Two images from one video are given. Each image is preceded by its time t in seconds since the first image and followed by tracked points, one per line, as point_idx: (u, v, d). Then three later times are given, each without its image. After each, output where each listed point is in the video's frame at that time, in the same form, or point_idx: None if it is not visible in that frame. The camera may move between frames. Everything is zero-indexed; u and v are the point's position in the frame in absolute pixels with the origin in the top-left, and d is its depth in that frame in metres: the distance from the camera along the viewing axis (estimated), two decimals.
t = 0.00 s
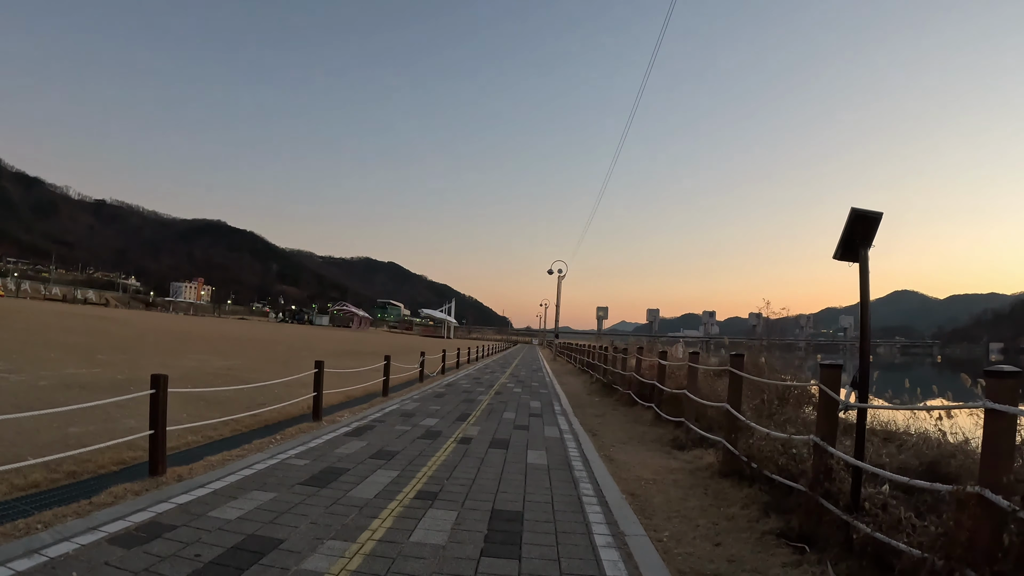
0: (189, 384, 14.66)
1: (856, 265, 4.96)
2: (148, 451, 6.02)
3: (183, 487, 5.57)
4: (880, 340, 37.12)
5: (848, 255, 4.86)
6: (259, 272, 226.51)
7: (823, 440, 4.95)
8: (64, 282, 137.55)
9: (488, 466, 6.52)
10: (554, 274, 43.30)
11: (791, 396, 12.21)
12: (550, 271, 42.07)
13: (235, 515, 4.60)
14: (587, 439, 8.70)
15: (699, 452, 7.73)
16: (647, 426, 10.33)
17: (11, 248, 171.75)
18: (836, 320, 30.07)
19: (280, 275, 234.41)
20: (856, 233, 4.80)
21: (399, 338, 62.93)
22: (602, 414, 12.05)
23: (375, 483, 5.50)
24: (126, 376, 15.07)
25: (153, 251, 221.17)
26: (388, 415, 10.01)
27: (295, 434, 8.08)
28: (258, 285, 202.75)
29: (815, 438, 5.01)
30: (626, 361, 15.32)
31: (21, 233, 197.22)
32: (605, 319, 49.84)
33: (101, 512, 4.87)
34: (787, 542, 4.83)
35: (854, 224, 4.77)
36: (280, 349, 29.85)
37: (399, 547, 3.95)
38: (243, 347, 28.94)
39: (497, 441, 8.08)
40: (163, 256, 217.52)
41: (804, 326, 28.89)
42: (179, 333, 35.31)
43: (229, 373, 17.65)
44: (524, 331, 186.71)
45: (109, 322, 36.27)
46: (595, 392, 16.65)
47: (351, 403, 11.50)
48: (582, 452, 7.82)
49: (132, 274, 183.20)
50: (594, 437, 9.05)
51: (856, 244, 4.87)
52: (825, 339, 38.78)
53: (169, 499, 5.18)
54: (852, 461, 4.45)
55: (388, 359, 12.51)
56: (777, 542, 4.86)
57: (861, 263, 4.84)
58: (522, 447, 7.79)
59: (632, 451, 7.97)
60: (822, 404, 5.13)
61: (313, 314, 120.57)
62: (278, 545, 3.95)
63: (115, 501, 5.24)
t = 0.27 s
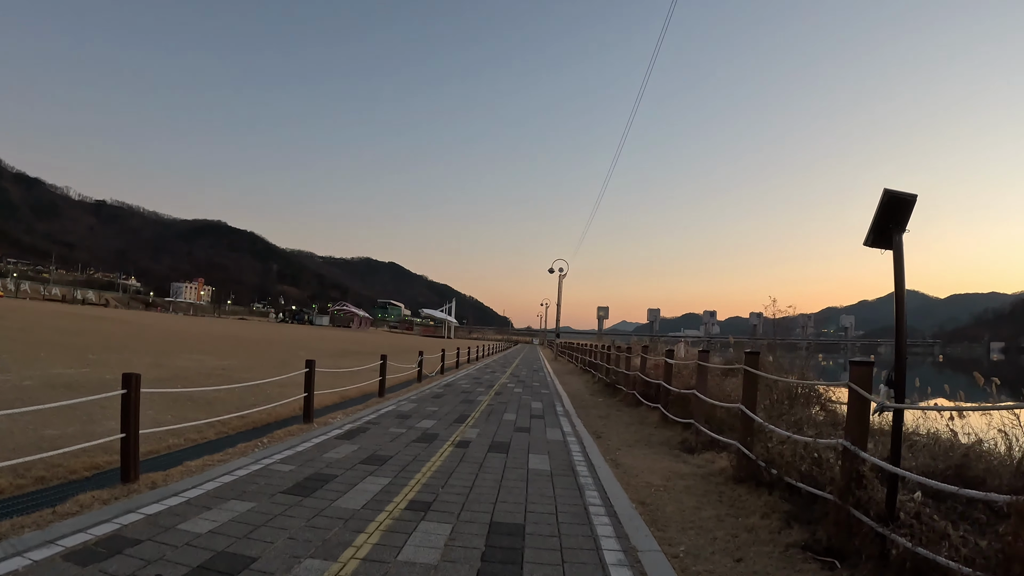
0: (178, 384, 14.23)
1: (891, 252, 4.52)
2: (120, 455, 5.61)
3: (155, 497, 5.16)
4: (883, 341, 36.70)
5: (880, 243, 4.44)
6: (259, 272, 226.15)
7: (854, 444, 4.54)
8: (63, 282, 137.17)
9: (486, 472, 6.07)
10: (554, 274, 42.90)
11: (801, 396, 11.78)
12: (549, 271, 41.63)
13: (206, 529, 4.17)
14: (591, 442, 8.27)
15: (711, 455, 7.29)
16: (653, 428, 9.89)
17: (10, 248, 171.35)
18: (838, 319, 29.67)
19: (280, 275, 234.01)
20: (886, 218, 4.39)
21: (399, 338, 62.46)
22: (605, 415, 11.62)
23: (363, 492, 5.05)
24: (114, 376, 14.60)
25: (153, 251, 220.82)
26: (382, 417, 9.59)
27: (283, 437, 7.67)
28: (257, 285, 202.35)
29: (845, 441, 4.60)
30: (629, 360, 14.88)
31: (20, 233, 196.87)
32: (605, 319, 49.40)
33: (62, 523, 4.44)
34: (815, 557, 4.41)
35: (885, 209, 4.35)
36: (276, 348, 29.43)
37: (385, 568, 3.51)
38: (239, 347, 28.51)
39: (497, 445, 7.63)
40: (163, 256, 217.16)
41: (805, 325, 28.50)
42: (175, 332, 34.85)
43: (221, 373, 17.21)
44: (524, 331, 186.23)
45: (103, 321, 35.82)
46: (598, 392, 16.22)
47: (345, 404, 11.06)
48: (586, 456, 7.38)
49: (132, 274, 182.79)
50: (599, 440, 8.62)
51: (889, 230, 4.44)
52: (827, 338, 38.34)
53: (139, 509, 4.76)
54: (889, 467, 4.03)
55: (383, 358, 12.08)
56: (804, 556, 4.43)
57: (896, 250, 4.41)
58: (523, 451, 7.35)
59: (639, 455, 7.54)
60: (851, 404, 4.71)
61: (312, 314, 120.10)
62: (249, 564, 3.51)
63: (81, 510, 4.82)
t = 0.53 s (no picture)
0: (169, 387, 13.84)
1: (936, 245, 4.12)
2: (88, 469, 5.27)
3: (122, 520, 4.74)
4: (886, 340, 36.19)
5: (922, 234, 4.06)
6: (259, 272, 225.86)
7: (893, 461, 4.09)
8: (63, 282, 136.93)
9: (484, 485, 5.63)
10: (555, 273, 42.58)
11: (811, 399, 11.32)
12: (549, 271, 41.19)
13: (168, 560, 3.73)
14: (595, 450, 7.83)
15: (725, 466, 6.83)
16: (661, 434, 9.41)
17: (10, 248, 171.04)
18: (839, 320, 29.28)
19: (280, 275, 233.70)
20: (933, 209, 3.96)
21: (398, 338, 62.08)
22: (610, 420, 11.15)
23: (349, 510, 4.62)
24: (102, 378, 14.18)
25: (154, 251, 220.65)
26: (377, 423, 9.15)
27: (269, 448, 7.23)
28: (258, 285, 202.26)
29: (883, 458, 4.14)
30: (633, 362, 14.41)
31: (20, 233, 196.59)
32: (606, 320, 48.94)
33: (13, 549, 4.03)
34: None
35: (932, 198, 3.93)
36: (273, 349, 29.05)
37: None
38: (236, 347, 28.13)
39: (497, 454, 7.19)
40: (163, 256, 216.93)
41: (807, 325, 28.10)
42: (172, 333, 34.45)
43: (215, 375, 16.83)
44: (524, 331, 185.66)
45: (99, 322, 35.46)
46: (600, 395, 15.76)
47: (338, 409, 10.62)
48: (592, 465, 6.94)
49: (132, 274, 182.54)
50: (605, 448, 8.16)
51: (934, 221, 4.03)
52: (829, 339, 37.82)
53: (99, 532, 4.35)
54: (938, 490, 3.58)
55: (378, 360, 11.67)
56: None
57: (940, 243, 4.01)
58: (524, 461, 6.90)
59: (648, 465, 7.08)
60: (889, 416, 4.24)
61: (312, 314, 119.76)
62: None
63: (38, 532, 4.42)
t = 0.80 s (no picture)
0: (157, 387, 13.47)
1: (982, 233, 3.71)
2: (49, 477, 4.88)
3: (80, 533, 4.32)
4: (887, 341, 35.80)
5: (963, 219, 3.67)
6: (259, 272, 225.50)
7: (932, 471, 3.70)
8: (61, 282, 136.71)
9: (478, 496, 5.20)
10: (554, 273, 42.25)
11: (819, 399, 10.91)
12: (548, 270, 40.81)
13: None
14: (598, 454, 7.43)
15: (737, 473, 6.41)
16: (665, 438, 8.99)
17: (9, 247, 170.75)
18: (840, 321, 28.91)
19: (280, 275, 233.32)
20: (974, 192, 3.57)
21: (397, 338, 61.71)
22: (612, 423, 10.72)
23: (329, 525, 4.24)
24: (89, 378, 13.82)
25: (153, 250, 220.36)
26: (368, 425, 8.73)
27: (251, 453, 6.81)
28: (258, 285, 201.89)
29: (923, 468, 3.74)
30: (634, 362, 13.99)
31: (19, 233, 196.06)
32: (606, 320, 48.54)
33: None
34: None
35: (973, 181, 3.55)
36: (268, 348, 28.67)
37: None
38: (230, 347, 27.74)
39: (494, 460, 6.76)
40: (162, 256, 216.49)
41: (806, 324, 27.76)
42: (168, 332, 34.12)
43: (206, 375, 16.44)
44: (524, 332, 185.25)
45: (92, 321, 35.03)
46: (600, 396, 15.34)
47: (328, 411, 10.23)
48: (594, 472, 6.51)
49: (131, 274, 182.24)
50: (607, 454, 7.73)
51: (976, 205, 3.64)
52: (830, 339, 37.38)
53: (54, 547, 3.97)
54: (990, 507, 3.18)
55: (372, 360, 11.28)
56: None
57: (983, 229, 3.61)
58: (522, 467, 6.51)
59: (654, 471, 6.67)
60: (925, 420, 3.85)
61: (311, 314, 119.38)
62: None
63: None
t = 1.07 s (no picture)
0: (143, 388, 13.07)
1: None
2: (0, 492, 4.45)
3: (24, 553, 3.83)
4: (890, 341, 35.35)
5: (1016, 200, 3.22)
6: (258, 272, 225.05)
7: (980, 489, 3.27)
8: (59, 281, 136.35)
9: (469, 512, 4.75)
10: (554, 272, 41.84)
11: (827, 402, 10.44)
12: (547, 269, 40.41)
13: None
14: (599, 462, 6.99)
15: (749, 484, 5.97)
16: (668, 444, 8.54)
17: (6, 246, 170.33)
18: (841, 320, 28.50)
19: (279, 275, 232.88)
20: None
21: (396, 338, 61.32)
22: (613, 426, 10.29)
23: (301, 547, 3.81)
24: (73, 379, 13.42)
25: (152, 250, 219.97)
26: (356, 431, 8.27)
27: (228, 461, 6.37)
28: (257, 284, 201.52)
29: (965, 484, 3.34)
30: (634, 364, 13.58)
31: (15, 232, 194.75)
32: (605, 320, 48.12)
33: None
34: None
35: None
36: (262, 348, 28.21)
37: None
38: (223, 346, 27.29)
39: (488, 469, 6.31)
40: (160, 255, 215.42)
41: (806, 325, 27.40)
42: (163, 332, 33.74)
43: (193, 375, 15.98)
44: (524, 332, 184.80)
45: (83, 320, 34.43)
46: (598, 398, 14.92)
47: (317, 414, 9.81)
48: (595, 482, 6.06)
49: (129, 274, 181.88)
50: (608, 461, 7.29)
51: None
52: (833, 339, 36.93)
53: None
54: None
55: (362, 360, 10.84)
56: None
57: None
58: (519, 477, 6.07)
59: (660, 481, 6.24)
60: (969, 431, 3.42)
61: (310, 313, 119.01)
62: None
63: None
